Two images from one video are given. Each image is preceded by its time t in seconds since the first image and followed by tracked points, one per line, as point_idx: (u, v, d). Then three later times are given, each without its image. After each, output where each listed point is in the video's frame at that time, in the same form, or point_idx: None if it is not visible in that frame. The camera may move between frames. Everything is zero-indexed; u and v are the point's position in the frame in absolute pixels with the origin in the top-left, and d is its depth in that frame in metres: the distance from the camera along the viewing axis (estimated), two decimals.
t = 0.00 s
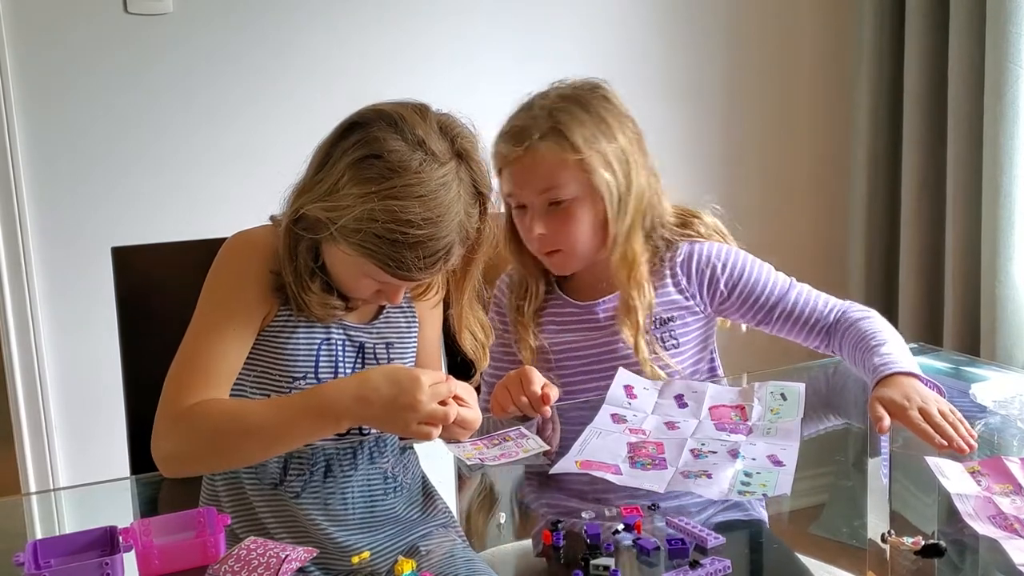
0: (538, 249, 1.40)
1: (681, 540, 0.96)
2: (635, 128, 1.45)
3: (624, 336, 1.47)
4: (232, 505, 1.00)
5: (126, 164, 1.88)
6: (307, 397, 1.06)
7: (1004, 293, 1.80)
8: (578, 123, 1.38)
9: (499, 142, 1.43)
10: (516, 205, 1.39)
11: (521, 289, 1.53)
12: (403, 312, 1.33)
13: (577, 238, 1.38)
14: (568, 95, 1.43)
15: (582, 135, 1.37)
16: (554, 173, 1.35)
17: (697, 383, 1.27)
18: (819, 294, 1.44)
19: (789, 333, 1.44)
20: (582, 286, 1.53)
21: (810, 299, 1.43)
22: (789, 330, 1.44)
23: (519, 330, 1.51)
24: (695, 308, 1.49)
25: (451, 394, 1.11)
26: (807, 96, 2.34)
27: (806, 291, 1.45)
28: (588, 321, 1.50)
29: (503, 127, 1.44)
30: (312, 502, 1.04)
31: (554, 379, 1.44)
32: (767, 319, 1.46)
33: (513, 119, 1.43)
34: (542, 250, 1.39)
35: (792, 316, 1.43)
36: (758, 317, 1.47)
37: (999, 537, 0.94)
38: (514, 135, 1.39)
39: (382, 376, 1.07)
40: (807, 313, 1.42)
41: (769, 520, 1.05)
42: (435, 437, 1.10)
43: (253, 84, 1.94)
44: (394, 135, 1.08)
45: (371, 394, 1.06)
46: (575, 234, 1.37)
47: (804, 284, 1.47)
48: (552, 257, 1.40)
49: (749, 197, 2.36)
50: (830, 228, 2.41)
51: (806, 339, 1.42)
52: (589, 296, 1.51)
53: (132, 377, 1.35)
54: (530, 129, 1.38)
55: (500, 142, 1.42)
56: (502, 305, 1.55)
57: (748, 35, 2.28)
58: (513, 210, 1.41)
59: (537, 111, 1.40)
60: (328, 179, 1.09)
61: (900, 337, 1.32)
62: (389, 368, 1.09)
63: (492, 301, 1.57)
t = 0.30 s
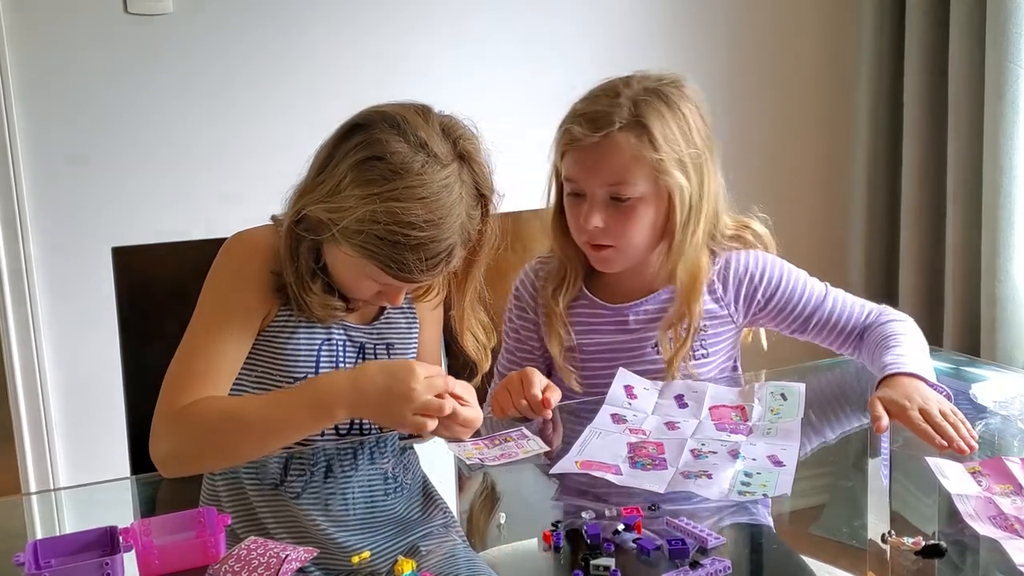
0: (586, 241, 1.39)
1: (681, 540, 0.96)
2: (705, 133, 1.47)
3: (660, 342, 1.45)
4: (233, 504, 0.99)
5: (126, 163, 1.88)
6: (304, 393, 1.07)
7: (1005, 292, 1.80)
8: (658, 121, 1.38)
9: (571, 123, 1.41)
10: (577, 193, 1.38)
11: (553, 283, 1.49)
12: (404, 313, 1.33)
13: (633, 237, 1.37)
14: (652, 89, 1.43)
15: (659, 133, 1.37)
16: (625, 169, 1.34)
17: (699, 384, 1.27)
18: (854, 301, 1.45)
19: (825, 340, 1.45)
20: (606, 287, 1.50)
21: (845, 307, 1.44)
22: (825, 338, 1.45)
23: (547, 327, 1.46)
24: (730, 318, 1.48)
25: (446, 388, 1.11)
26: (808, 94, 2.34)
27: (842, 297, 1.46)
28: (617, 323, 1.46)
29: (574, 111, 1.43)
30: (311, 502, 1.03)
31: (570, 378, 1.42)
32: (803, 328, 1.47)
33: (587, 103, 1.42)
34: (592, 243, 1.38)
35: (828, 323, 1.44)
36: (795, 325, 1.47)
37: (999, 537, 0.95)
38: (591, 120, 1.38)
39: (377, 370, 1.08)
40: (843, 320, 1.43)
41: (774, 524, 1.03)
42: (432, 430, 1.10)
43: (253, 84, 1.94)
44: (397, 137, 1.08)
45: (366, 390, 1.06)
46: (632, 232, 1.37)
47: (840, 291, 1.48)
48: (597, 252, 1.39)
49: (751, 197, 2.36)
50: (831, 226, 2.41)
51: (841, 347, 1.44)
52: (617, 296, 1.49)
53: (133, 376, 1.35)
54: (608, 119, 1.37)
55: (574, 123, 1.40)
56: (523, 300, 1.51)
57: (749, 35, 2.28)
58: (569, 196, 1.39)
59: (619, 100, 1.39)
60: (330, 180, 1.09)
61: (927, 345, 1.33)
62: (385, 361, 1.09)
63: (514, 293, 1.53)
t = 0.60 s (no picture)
0: (614, 253, 1.36)
1: (682, 542, 0.96)
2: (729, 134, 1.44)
3: (666, 346, 1.45)
4: (233, 505, 0.99)
5: (127, 163, 1.88)
6: (305, 394, 1.07)
7: (1005, 292, 1.80)
8: (693, 132, 1.33)
9: (603, 129, 1.34)
10: (609, 206, 1.34)
11: (562, 284, 1.49)
12: (405, 313, 1.33)
13: (665, 248, 1.35)
14: (683, 94, 1.37)
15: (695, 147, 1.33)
16: (662, 184, 1.31)
17: (700, 385, 1.27)
18: (863, 304, 1.45)
19: (832, 343, 1.46)
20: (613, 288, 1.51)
21: (854, 311, 1.44)
22: (833, 341, 1.46)
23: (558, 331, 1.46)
24: (739, 323, 1.49)
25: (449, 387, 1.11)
26: (808, 95, 2.34)
27: (850, 301, 1.46)
28: (624, 325, 1.47)
29: (602, 117, 1.36)
30: (312, 503, 1.03)
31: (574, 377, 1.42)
32: (811, 332, 1.47)
33: (618, 111, 1.35)
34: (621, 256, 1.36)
35: (836, 328, 1.44)
36: (803, 329, 1.47)
37: (1000, 539, 0.94)
38: (626, 130, 1.32)
39: (379, 367, 1.08)
40: (850, 325, 1.43)
41: (776, 525, 1.03)
42: (435, 429, 1.09)
43: (255, 84, 1.94)
44: (398, 139, 1.08)
45: (369, 386, 1.07)
46: (665, 244, 1.35)
47: (847, 294, 1.48)
48: (626, 263, 1.37)
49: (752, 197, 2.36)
50: (833, 226, 2.41)
51: (848, 350, 1.44)
52: (625, 296, 1.50)
53: (134, 376, 1.36)
54: (644, 130, 1.31)
55: (606, 130, 1.33)
56: (528, 301, 1.51)
57: (751, 36, 2.28)
58: (596, 206, 1.35)
59: (655, 109, 1.33)
60: (332, 182, 1.10)
61: (935, 348, 1.34)
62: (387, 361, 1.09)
63: (519, 292, 1.52)
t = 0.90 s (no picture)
0: (656, 256, 1.36)
1: (681, 542, 0.96)
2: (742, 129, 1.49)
3: (677, 338, 1.46)
4: (233, 506, 0.99)
5: (127, 164, 1.88)
6: (305, 394, 1.07)
7: (1005, 292, 1.80)
8: (736, 137, 1.36)
9: (667, 138, 1.31)
10: (666, 215, 1.33)
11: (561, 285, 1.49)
12: (405, 312, 1.33)
13: (706, 247, 1.38)
14: (715, 96, 1.39)
15: (738, 153, 1.37)
16: (717, 189, 1.33)
17: (699, 385, 1.27)
18: (859, 305, 1.44)
19: (827, 343, 1.45)
20: (612, 285, 1.50)
21: (849, 312, 1.43)
22: (827, 341, 1.45)
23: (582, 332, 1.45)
24: (734, 321, 1.49)
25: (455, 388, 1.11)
26: (809, 95, 2.34)
27: (846, 302, 1.45)
28: (623, 322, 1.47)
29: (657, 119, 1.33)
30: (311, 503, 1.03)
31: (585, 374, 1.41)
32: (806, 332, 1.46)
33: (674, 115, 1.33)
34: (666, 260, 1.36)
35: (830, 329, 1.44)
36: (798, 329, 1.47)
37: (1000, 538, 0.94)
38: (696, 138, 1.31)
39: (384, 365, 1.09)
40: (846, 325, 1.43)
41: (774, 526, 1.03)
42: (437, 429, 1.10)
43: (253, 85, 1.94)
44: (396, 141, 1.08)
45: (371, 384, 1.07)
46: (707, 244, 1.37)
47: (843, 295, 1.47)
48: (668, 267, 1.37)
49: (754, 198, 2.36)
50: (832, 226, 2.41)
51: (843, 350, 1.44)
52: (625, 292, 1.49)
53: (133, 377, 1.35)
54: (705, 137, 1.32)
55: (672, 140, 1.30)
56: (525, 300, 1.51)
57: (751, 36, 2.28)
58: (646, 211, 1.34)
59: (705, 112, 1.35)
60: (329, 183, 1.10)
61: (930, 346, 1.34)
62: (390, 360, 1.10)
63: (515, 293, 1.52)
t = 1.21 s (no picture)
0: (664, 255, 1.36)
1: (682, 543, 0.96)
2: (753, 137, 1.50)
3: (679, 335, 1.46)
4: (233, 506, 0.99)
5: (127, 164, 1.88)
6: (307, 397, 1.09)
7: (1005, 293, 1.80)
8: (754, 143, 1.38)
9: (699, 137, 1.31)
10: (685, 213, 1.32)
11: (558, 289, 1.49)
12: (405, 312, 1.33)
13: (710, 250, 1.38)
14: (733, 102, 1.40)
15: (754, 158, 1.38)
16: (733, 194, 1.34)
17: (699, 386, 1.27)
18: (853, 306, 1.45)
19: (822, 344, 1.45)
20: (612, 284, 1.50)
21: (843, 313, 1.44)
22: (822, 343, 1.45)
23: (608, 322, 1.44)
24: (729, 325, 1.49)
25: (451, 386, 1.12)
26: (810, 96, 2.33)
27: (839, 303, 1.45)
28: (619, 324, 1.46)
29: (684, 119, 1.33)
30: (311, 503, 1.03)
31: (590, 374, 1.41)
32: (800, 333, 1.47)
33: (700, 117, 1.33)
34: (673, 259, 1.36)
35: (825, 330, 1.44)
36: (793, 331, 1.47)
37: (1001, 540, 0.94)
38: (723, 139, 1.32)
39: (382, 364, 1.10)
40: (839, 326, 1.43)
41: (774, 526, 1.03)
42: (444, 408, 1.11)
43: (254, 85, 1.94)
44: (395, 141, 1.08)
45: (370, 386, 1.09)
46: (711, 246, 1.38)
47: (837, 296, 1.48)
48: (673, 266, 1.37)
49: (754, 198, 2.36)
50: (832, 226, 2.41)
51: (838, 351, 1.44)
52: (623, 291, 1.49)
53: (134, 377, 1.35)
54: (731, 141, 1.33)
55: (703, 140, 1.31)
56: (520, 305, 1.50)
57: (751, 37, 2.28)
58: (664, 208, 1.33)
59: (725, 117, 1.35)
60: (327, 183, 1.10)
61: (924, 346, 1.34)
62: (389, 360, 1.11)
63: (509, 298, 1.51)
